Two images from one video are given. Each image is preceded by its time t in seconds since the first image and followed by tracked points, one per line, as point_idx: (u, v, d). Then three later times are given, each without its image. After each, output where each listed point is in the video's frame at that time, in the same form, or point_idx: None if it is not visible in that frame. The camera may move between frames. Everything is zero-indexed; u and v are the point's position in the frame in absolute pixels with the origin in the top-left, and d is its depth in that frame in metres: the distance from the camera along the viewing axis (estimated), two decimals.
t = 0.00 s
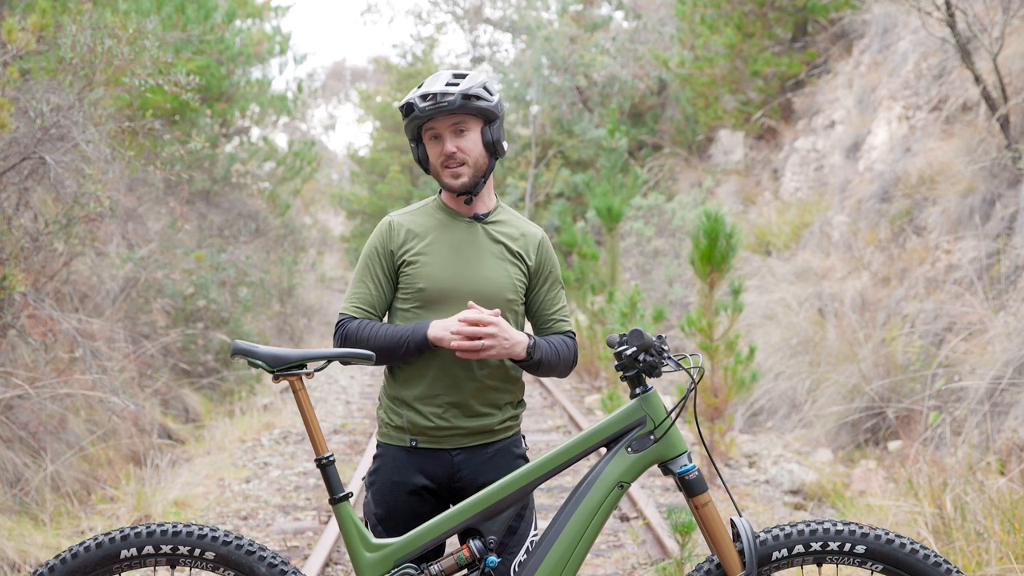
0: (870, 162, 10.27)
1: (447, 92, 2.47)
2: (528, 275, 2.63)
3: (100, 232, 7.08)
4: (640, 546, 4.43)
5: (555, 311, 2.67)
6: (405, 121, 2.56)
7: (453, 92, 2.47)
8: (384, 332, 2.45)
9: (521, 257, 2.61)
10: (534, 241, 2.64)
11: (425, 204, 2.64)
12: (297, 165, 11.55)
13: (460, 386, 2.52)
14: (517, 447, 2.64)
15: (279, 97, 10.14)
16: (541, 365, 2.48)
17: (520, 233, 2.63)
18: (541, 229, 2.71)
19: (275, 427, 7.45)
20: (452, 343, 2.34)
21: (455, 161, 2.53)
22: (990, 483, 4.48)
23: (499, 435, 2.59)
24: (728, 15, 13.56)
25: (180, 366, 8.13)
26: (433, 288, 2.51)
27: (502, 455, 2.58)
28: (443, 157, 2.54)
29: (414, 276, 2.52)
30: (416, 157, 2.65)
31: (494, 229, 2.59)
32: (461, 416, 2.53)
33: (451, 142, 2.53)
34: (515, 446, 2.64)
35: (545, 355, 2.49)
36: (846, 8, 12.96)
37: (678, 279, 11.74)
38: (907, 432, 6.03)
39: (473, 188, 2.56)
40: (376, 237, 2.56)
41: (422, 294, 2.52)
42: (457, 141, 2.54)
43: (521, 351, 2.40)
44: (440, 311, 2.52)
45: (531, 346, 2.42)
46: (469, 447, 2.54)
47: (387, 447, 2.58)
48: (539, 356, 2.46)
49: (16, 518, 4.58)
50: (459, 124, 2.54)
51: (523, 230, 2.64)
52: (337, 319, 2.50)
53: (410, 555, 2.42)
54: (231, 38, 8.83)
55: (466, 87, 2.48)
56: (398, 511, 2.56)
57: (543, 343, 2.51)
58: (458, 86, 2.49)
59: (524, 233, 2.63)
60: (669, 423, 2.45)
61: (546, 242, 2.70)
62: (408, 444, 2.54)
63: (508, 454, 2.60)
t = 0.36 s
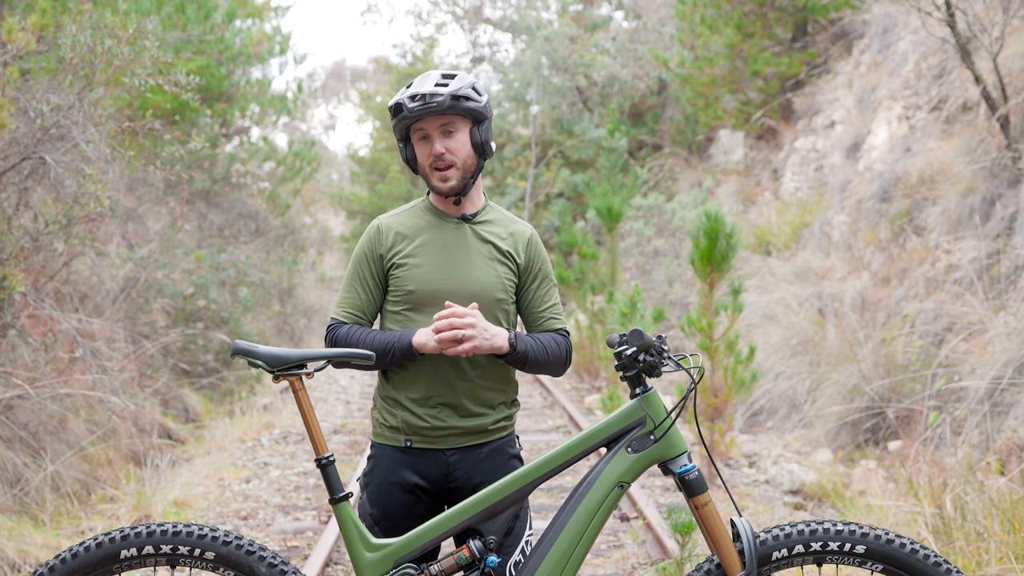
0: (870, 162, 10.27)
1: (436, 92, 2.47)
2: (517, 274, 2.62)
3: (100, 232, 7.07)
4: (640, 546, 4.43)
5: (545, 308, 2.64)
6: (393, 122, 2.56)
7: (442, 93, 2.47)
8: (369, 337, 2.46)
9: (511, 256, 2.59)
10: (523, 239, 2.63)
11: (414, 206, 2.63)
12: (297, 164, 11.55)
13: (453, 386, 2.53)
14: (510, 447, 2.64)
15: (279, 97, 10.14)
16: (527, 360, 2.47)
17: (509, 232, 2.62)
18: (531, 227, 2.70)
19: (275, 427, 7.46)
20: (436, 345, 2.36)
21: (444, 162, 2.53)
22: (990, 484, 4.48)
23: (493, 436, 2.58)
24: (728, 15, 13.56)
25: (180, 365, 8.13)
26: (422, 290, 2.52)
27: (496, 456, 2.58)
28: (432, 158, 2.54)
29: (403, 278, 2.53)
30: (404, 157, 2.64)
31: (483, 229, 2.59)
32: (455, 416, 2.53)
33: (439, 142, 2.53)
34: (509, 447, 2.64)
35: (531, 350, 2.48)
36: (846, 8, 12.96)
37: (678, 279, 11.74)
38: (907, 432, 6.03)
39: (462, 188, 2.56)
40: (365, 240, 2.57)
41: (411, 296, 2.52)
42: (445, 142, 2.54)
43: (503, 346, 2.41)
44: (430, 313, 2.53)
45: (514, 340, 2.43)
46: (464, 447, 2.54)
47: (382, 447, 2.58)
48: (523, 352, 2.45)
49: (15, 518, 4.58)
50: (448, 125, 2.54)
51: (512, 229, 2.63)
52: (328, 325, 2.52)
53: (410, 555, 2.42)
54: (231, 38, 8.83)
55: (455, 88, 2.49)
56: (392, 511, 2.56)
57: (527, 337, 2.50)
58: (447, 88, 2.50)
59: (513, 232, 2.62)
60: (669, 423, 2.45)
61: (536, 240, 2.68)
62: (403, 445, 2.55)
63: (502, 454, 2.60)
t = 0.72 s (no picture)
0: (870, 162, 10.27)
1: (431, 94, 2.47)
2: (514, 273, 2.62)
3: (100, 232, 7.06)
4: (640, 546, 4.43)
5: (544, 307, 2.64)
6: (387, 123, 2.56)
7: (436, 94, 2.47)
8: (368, 342, 2.48)
9: (507, 255, 2.59)
10: (519, 238, 2.63)
11: (409, 207, 2.63)
12: (297, 164, 11.56)
13: (453, 386, 2.53)
14: (510, 447, 2.63)
15: (279, 97, 10.14)
16: (525, 361, 2.48)
17: (506, 231, 2.62)
18: (527, 226, 2.70)
19: (275, 427, 7.46)
20: (429, 354, 2.38)
21: (438, 163, 2.53)
22: (990, 483, 4.48)
23: (493, 436, 2.58)
24: (728, 15, 13.56)
25: (180, 365, 8.13)
26: (419, 292, 2.52)
27: (496, 456, 2.58)
28: (427, 159, 2.54)
29: (400, 280, 2.53)
30: (399, 158, 2.64)
31: (479, 228, 2.59)
32: (456, 416, 2.53)
33: (434, 144, 2.53)
34: (510, 447, 2.63)
35: (525, 353, 2.49)
36: (846, 8, 12.95)
37: (678, 279, 11.74)
38: (907, 432, 6.03)
39: (457, 189, 2.56)
40: (362, 243, 2.57)
41: (408, 298, 2.52)
42: (440, 143, 2.54)
43: (499, 351, 2.42)
44: (428, 314, 2.53)
45: (508, 344, 2.44)
46: (464, 448, 2.54)
47: (381, 447, 2.58)
48: (519, 353, 2.46)
49: (15, 518, 4.58)
50: (442, 126, 2.54)
51: (508, 228, 2.63)
52: (325, 327, 2.56)
53: (410, 556, 2.42)
54: (231, 38, 8.84)
55: (449, 89, 2.49)
56: (393, 512, 2.56)
57: (521, 340, 2.50)
58: (441, 89, 2.50)
59: (509, 232, 2.62)
60: (668, 423, 2.45)
61: (532, 238, 2.67)
62: (402, 445, 2.54)
63: (502, 454, 2.60)
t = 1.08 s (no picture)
0: (870, 162, 10.27)
1: (426, 95, 2.48)
2: (510, 272, 2.61)
3: (100, 232, 7.07)
4: (640, 546, 4.43)
5: (540, 307, 2.64)
6: (382, 123, 2.56)
7: (431, 95, 2.47)
8: (364, 340, 2.48)
9: (503, 254, 2.59)
10: (514, 238, 2.62)
11: (404, 207, 2.64)
12: (297, 164, 11.56)
13: (448, 385, 2.53)
14: (505, 448, 2.63)
15: (279, 97, 10.14)
16: (523, 358, 2.48)
17: (501, 230, 2.62)
18: (523, 225, 2.69)
19: (275, 427, 7.46)
20: (430, 347, 2.37)
21: (433, 164, 2.53)
22: (990, 483, 4.47)
23: (488, 436, 2.58)
24: (728, 15, 13.55)
25: (179, 365, 8.13)
26: (415, 291, 2.53)
27: (490, 457, 2.58)
28: (421, 159, 2.54)
29: (396, 279, 2.53)
30: (394, 157, 2.64)
31: (474, 227, 2.59)
32: (450, 416, 2.53)
33: (428, 144, 2.54)
34: (503, 447, 2.63)
35: (527, 349, 2.48)
36: (846, 8, 12.95)
37: (678, 279, 11.74)
38: (907, 432, 6.03)
39: (451, 189, 2.56)
40: (357, 243, 2.58)
41: (404, 296, 2.53)
42: (435, 144, 2.54)
43: (499, 345, 2.42)
44: (424, 312, 2.54)
45: (509, 339, 2.44)
46: (459, 448, 2.54)
47: (376, 447, 2.58)
48: (517, 350, 2.46)
49: (15, 518, 4.58)
50: (437, 127, 2.54)
51: (504, 227, 2.63)
52: (321, 328, 2.54)
53: (409, 556, 2.42)
54: (231, 38, 8.84)
55: (444, 90, 2.49)
56: (388, 511, 2.56)
57: (521, 336, 2.50)
58: (436, 90, 2.50)
59: (505, 231, 2.62)
60: (668, 423, 2.45)
61: (528, 237, 2.67)
62: (397, 445, 2.54)
63: (496, 455, 2.59)
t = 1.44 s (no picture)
0: (870, 162, 10.27)
1: (424, 97, 2.47)
2: (505, 273, 2.61)
3: (100, 232, 7.07)
4: (640, 546, 4.43)
5: (535, 308, 2.63)
6: (378, 124, 2.56)
7: (429, 98, 2.47)
8: (360, 340, 2.48)
9: (498, 255, 2.59)
10: (510, 239, 2.62)
11: (401, 208, 2.64)
12: (297, 164, 11.57)
13: (443, 386, 2.52)
14: (500, 450, 2.62)
15: (279, 97, 10.13)
16: (518, 357, 2.48)
17: (497, 231, 2.62)
18: (519, 227, 2.69)
19: (275, 427, 7.46)
20: (425, 345, 2.37)
21: (430, 165, 2.53)
22: (990, 483, 4.47)
23: (484, 437, 2.57)
24: (728, 15, 13.55)
25: (180, 365, 8.13)
26: (410, 290, 2.53)
27: (485, 458, 2.57)
28: (418, 161, 2.54)
29: (391, 279, 2.53)
30: (390, 158, 2.64)
31: (470, 228, 2.59)
32: (445, 417, 2.52)
33: (425, 146, 2.53)
34: (500, 448, 2.63)
35: (521, 349, 2.48)
36: (846, 8, 12.95)
37: (678, 279, 11.74)
38: (907, 432, 6.03)
39: (447, 191, 2.56)
40: (353, 243, 2.58)
41: (399, 296, 2.53)
42: (432, 146, 2.53)
43: (495, 343, 2.41)
44: (418, 312, 2.54)
45: (504, 338, 2.44)
46: (454, 449, 2.54)
47: (372, 448, 2.58)
48: (513, 349, 2.46)
49: (15, 518, 4.58)
50: (434, 129, 2.54)
51: (499, 229, 2.63)
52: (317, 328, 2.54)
53: (409, 556, 2.42)
54: (231, 38, 8.84)
55: (442, 93, 2.48)
56: (384, 512, 2.57)
57: (516, 336, 2.50)
58: (434, 93, 2.49)
59: (500, 232, 2.62)
60: (669, 423, 2.45)
61: (524, 239, 2.67)
62: (391, 445, 2.55)
63: (492, 456, 2.59)
